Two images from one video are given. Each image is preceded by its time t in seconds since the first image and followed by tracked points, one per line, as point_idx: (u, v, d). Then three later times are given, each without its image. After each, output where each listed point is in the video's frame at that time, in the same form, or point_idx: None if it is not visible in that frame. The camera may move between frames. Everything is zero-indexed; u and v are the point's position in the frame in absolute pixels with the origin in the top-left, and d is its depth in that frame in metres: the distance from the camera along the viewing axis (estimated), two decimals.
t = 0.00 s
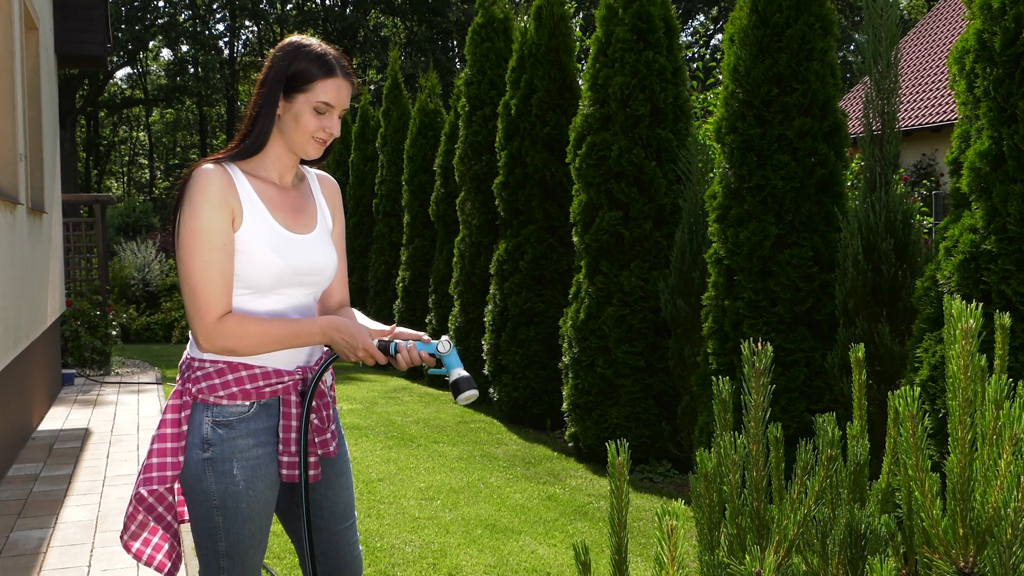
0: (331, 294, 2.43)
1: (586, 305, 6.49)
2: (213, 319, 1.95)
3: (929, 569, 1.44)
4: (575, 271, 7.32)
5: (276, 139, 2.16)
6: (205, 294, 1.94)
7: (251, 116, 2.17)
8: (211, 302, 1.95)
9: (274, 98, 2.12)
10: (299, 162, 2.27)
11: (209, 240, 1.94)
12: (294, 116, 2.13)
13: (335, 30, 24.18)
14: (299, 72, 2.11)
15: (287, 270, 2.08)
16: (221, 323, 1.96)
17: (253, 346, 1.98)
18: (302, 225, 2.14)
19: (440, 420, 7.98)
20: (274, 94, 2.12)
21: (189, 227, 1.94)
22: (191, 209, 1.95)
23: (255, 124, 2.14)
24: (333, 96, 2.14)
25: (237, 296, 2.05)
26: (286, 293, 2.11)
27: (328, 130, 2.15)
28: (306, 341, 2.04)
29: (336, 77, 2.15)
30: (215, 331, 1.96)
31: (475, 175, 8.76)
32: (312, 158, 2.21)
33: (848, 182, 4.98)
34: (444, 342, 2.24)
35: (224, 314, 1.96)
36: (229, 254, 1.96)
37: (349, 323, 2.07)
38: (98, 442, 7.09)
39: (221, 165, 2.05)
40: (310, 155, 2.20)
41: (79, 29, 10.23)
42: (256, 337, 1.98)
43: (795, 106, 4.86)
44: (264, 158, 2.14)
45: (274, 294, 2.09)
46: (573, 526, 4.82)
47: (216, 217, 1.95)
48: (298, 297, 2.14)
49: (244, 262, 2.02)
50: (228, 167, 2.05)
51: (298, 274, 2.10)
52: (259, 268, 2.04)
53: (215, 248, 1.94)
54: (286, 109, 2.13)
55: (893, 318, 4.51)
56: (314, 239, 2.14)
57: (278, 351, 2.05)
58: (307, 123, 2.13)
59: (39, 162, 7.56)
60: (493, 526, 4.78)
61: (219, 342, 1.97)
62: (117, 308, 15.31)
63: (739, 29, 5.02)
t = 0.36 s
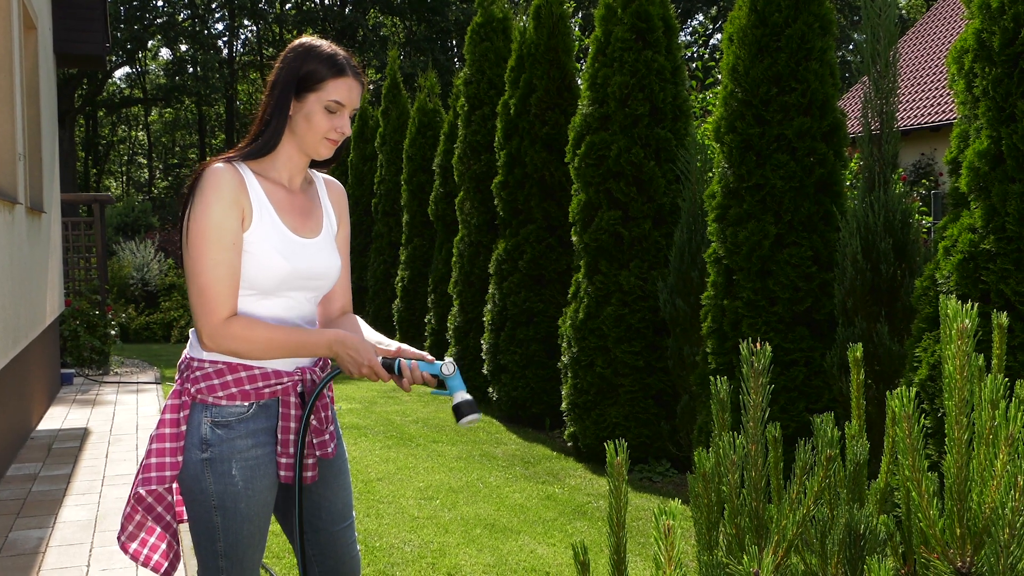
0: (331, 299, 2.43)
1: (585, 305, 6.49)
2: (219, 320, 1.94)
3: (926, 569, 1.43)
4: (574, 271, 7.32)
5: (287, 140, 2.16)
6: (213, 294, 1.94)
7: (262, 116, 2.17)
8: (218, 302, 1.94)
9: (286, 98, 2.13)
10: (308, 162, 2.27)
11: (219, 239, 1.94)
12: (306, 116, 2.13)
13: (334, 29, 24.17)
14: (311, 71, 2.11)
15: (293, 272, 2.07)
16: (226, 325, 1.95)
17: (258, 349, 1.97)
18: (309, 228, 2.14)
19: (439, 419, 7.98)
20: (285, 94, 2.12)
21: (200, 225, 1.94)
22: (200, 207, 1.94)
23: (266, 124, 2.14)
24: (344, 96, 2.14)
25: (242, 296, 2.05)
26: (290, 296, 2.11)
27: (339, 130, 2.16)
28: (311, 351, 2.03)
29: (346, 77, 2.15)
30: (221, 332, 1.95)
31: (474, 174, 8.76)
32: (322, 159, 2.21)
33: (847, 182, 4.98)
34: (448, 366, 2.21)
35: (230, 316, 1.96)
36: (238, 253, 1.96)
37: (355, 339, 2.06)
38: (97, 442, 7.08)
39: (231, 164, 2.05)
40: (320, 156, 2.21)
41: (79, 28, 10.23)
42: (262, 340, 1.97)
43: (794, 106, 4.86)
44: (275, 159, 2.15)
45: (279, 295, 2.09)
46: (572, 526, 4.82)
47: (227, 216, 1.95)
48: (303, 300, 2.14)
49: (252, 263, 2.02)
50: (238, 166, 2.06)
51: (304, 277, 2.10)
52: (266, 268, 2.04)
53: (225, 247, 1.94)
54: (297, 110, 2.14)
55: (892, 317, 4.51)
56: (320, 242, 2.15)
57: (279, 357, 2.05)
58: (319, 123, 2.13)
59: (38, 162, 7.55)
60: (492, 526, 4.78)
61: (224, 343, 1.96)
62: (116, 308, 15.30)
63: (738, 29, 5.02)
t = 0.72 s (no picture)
0: (328, 294, 2.42)
1: (585, 305, 6.49)
2: (195, 322, 1.94)
3: (926, 569, 1.43)
4: (574, 271, 7.32)
5: (275, 135, 2.16)
6: (193, 297, 1.93)
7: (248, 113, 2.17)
8: (197, 305, 1.94)
9: (271, 93, 2.12)
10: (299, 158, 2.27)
11: (203, 238, 1.93)
12: (292, 110, 2.12)
13: (333, 29, 24.14)
14: (297, 65, 2.11)
15: (288, 268, 2.08)
16: (201, 328, 1.94)
17: (233, 352, 1.95)
18: (302, 222, 2.14)
19: (439, 419, 7.98)
20: (271, 89, 2.12)
21: (183, 231, 1.93)
22: (185, 211, 1.94)
23: (252, 120, 2.14)
24: (331, 88, 2.13)
25: (235, 297, 2.05)
26: (286, 292, 2.11)
27: (328, 120, 2.15)
28: (282, 351, 1.98)
29: (331, 68, 2.15)
30: (197, 334, 1.94)
31: (474, 174, 8.76)
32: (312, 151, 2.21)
33: (846, 182, 4.98)
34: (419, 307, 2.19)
35: (206, 318, 1.95)
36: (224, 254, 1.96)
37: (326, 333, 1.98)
38: (97, 442, 7.08)
39: (217, 164, 2.05)
40: (310, 150, 2.20)
41: (79, 28, 10.22)
42: (236, 344, 1.95)
43: (794, 106, 4.86)
44: (263, 155, 2.15)
45: (276, 292, 2.09)
46: (572, 526, 4.82)
47: (211, 216, 1.94)
48: (294, 297, 2.14)
49: (244, 261, 2.02)
50: (224, 165, 2.06)
51: (299, 272, 2.11)
52: (253, 266, 2.03)
53: (208, 247, 1.94)
54: (283, 103, 2.13)
55: (892, 317, 4.51)
56: (313, 235, 2.15)
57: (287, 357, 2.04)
58: (307, 115, 2.12)
59: (38, 162, 7.55)
60: (492, 526, 4.78)
61: (199, 348, 1.95)
62: (116, 308, 15.31)
63: (738, 29, 5.02)
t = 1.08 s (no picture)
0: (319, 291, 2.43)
1: (584, 305, 6.50)
2: (213, 314, 1.93)
3: (925, 569, 1.43)
4: (573, 271, 7.32)
5: (259, 133, 2.16)
6: (203, 291, 1.93)
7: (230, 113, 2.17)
8: (211, 297, 1.93)
9: (252, 90, 2.12)
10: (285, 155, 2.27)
11: (197, 235, 1.93)
12: (274, 106, 2.13)
13: (332, 29, 24.11)
14: (274, 62, 2.11)
15: (281, 265, 2.08)
16: (220, 319, 1.94)
17: (255, 338, 1.95)
18: (292, 220, 2.15)
19: (438, 420, 7.98)
20: (251, 88, 2.12)
21: (178, 231, 1.94)
22: (178, 212, 1.94)
23: (237, 118, 2.14)
24: (310, 81, 2.14)
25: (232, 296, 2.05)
26: (280, 290, 2.11)
27: (311, 114, 2.15)
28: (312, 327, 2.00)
29: (310, 61, 2.15)
30: (216, 325, 1.94)
31: (473, 175, 8.77)
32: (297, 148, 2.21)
33: (846, 182, 4.98)
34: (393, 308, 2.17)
35: (224, 309, 1.95)
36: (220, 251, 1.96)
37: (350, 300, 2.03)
38: (96, 442, 7.08)
39: (204, 165, 2.05)
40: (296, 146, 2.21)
41: (78, 29, 10.22)
42: (257, 330, 1.95)
43: (793, 106, 4.87)
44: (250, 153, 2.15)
45: (272, 290, 2.09)
46: (571, 526, 4.82)
47: (201, 213, 1.95)
48: (289, 293, 2.14)
49: (239, 260, 2.02)
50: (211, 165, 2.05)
51: (292, 270, 2.11)
52: (246, 262, 2.03)
53: (204, 243, 1.94)
54: (265, 100, 2.13)
55: (891, 318, 4.51)
56: (303, 232, 2.15)
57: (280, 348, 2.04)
58: (290, 110, 2.13)
59: (38, 162, 7.55)
60: (491, 526, 4.78)
61: (219, 337, 1.94)
62: (116, 308, 15.31)
63: (737, 29, 5.03)
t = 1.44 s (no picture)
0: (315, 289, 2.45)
1: (583, 306, 6.50)
2: (261, 313, 1.94)
3: (922, 570, 1.42)
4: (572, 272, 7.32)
5: (259, 135, 2.16)
6: (244, 292, 1.93)
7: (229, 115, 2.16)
8: (254, 297, 1.94)
9: (253, 91, 2.12)
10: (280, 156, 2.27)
11: (229, 238, 1.93)
12: (276, 106, 2.13)
13: (331, 30, 24.09)
14: (273, 65, 2.11)
15: (297, 264, 2.09)
16: (270, 317, 1.95)
17: (307, 335, 1.98)
18: (296, 220, 2.15)
19: (437, 420, 7.98)
20: (251, 91, 2.11)
21: (204, 232, 1.94)
22: (202, 215, 1.94)
23: (238, 122, 2.13)
24: (309, 80, 2.15)
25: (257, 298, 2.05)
26: (294, 289, 2.11)
27: (312, 113, 2.16)
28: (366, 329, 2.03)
29: (308, 60, 2.16)
30: (265, 325, 1.94)
31: (472, 175, 8.77)
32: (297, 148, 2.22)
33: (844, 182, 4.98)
34: (445, 305, 2.19)
35: (270, 308, 1.96)
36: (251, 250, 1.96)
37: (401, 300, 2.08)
38: (94, 443, 7.07)
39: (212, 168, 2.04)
40: (294, 146, 2.21)
41: (77, 29, 10.21)
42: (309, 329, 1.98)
43: (791, 107, 4.87)
44: (251, 155, 2.14)
45: (289, 290, 2.10)
46: (570, 527, 4.82)
47: (228, 216, 1.94)
48: (300, 294, 2.14)
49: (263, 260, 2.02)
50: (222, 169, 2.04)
51: (304, 269, 2.12)
52: (270, 263, 2.04)
53: (236, 244, 1.94)
54: (266, 101, 2.13)
55: (889, 318, 4.51)
56: (309, 231, 2.16)
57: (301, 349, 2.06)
58: (292, 110, 2.13)
59: (36, 162, 7.55)
60: (490, 527, 4.78)
61: (272, 335, 1.95)
62: (114, 309, 15.31)
63: (736, 30, 5.04)
